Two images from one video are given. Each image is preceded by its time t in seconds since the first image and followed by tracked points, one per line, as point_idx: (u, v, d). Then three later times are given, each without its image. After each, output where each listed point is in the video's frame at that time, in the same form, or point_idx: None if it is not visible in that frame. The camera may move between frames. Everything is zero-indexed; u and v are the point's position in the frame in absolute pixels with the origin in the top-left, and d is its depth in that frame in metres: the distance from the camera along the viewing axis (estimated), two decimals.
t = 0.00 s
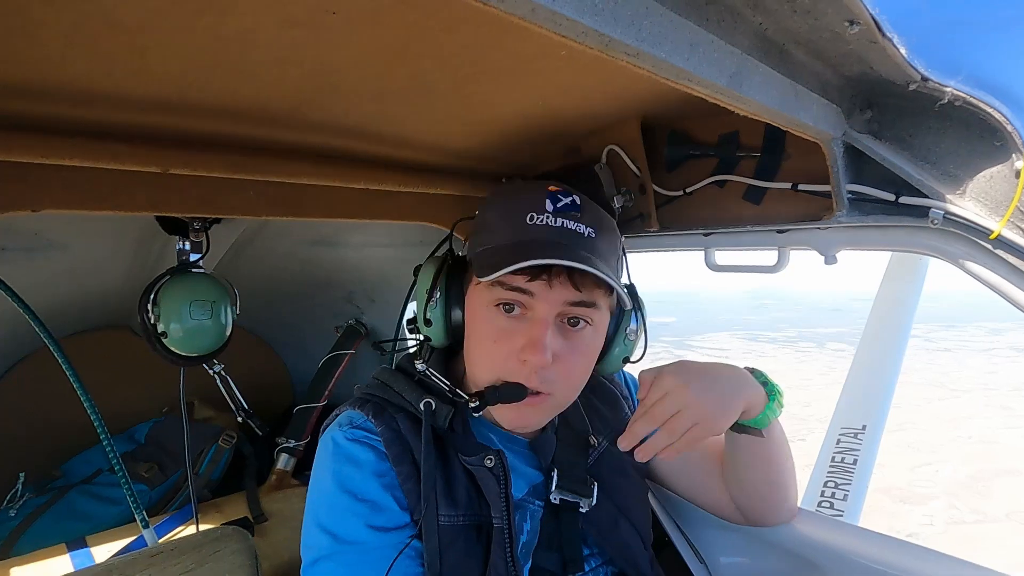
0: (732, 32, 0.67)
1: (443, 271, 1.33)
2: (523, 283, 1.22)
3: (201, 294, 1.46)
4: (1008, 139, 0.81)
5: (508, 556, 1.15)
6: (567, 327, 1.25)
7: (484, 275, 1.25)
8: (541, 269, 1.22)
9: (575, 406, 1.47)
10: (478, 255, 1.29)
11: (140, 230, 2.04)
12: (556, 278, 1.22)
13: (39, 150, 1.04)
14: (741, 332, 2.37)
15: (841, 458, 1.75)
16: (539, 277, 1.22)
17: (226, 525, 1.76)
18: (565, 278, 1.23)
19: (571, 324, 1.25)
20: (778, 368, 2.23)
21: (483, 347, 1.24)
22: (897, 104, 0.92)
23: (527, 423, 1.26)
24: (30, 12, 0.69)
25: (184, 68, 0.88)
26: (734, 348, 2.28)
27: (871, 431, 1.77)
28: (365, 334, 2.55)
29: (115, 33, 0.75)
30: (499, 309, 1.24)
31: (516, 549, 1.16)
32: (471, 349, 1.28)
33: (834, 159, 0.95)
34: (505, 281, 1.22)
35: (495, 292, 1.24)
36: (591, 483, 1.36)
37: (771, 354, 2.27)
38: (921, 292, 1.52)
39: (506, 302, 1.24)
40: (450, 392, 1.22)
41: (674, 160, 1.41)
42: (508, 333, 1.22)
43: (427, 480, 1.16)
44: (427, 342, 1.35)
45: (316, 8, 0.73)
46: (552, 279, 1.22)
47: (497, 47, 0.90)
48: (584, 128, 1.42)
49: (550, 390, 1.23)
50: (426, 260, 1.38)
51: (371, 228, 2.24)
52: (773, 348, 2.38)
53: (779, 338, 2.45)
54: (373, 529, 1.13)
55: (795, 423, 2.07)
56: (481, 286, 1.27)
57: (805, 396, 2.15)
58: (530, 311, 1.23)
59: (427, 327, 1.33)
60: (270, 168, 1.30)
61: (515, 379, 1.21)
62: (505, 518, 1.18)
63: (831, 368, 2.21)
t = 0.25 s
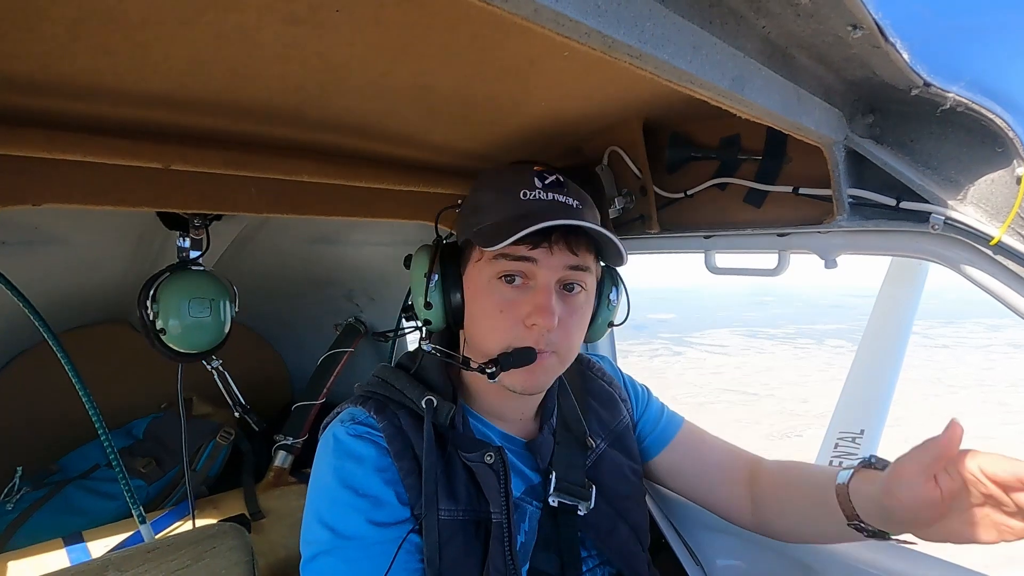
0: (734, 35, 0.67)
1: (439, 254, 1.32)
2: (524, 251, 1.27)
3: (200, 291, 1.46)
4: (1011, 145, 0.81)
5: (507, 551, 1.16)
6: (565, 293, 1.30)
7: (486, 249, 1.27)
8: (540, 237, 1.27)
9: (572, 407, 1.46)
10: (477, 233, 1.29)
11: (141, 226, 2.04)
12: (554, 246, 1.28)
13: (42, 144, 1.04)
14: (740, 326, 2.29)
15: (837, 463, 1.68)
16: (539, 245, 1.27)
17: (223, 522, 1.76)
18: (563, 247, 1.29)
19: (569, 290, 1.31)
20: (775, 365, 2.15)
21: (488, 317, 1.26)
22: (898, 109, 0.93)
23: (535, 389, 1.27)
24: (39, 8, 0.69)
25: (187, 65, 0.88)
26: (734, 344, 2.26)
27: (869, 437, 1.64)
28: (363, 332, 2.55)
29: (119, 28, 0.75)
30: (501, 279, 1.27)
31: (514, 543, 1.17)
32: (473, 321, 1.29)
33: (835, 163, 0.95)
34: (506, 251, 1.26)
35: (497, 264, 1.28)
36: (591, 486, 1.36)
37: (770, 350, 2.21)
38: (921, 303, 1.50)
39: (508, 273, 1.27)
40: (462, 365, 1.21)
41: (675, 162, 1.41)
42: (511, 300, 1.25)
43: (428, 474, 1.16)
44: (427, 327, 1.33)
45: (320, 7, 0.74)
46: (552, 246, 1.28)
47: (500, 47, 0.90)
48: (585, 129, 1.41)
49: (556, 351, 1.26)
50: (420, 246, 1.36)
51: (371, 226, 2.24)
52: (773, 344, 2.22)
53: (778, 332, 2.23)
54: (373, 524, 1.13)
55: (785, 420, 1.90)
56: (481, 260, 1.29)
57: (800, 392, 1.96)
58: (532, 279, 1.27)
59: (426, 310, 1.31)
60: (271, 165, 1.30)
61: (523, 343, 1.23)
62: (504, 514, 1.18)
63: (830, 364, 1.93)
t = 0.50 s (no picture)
0: (736, 37, 0.67)
1: (413, 258, 1.35)
2: (492, 231, 1.30)
3: (201, 288, 1.46)
4: (1012, 150, 0.81)
5: (502, 546, 1.15)
6: (541, 266, 1.31)
7: (455, 236, 1.30)
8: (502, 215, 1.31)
9: (568, 402, 1.46)
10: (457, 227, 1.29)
11: (142, 223, 2.04)
12: (519, 221, 1.32)
13: (45, 140, 1.04)
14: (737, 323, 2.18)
15: (837, 465, 1.68)
16: (504, 223, 1.31)
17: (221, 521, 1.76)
18: (527, 220, 1.33)
19: (542, 262, 1.32)
20: (773, 362, 2.06)
21: (466, 301, 1.27)
22: (900, 111, 0.93)
23: (528, 365, 1.25)
24: (46, 6, 0.70)
25: (191, 63, 0.89)
26: (731, 343, 2.18)
27: (868, 440, 1.64)
28: (363, 331, 2.55)
29: (124, 27, 0.76)
30: (474, 262, 1.29)
31: (510, 538, 1.16)
32: (454, 311, 1.30)
33: (835, 165, 0.95)
34: (475, 235, 1.29)
35: (468, 249, 1.30)
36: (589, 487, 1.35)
37: (766, 349, 2.12)
38: (921, 304, 1.49)
39: (479, 254, 1.29)
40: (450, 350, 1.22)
41: (675, 163, 1.40)
42: (486, 280, 1.26)
43: (424, 470, 1.16)
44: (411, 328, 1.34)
45: (323, 6, 0.74)
46: (516, 221, 1.32)
47: (502, 47, 0.90)
48: (586, 129, 1.41)
49: (539, 322, 1.25)
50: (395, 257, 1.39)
51: (371, 224, 2.23)
52: (770, 343, 2.11)
53: (774, 330, 2.10)
54: (372, 520, 1.13)
55: (781, 418, 1.86)
56: (453, 249, 1.32)
57: (795, 391, 1.90)
58: (504, 256, 1.29)
59: (408, 312, 1.32)
60: (273, 163, 1.30)
61: (505, 318, 1.23)
62: (500, 509, 1.18)
63: (825, 363, 1.83)
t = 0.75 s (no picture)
0: (736, 37, 0.67)
1: (414, 261, 1.32)
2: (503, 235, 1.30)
3: (200, 288, 1.46)
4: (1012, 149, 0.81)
5: (502, 546, 1.15)
6: (548, 270, 1.33)
7: (465, 242, 1.29)
8: (511, 219, 1.31)
9: (568, 404, 1.45)
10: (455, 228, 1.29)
11: (143, 224, 2.04)
12: (528, 224, 1.33)
13: (43, 141, 1.04)
14: (733, 326, 2.31)
15: (837, 464, 1.66)
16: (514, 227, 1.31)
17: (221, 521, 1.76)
18: (536, 225, 1.34)
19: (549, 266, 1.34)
20: (767, 365, 2.15)
21: (476, 306, 1.27)
22: (900, 111, 0.93)
23: (539, 366, 1.27)
24: (41, 5, 0.69)
25: (188, 64, 0.88)
26: (726, 344, 2.28)
27: (869, 439, 1.62)
28: (363, 331, 2.55)
29: (121, 26, 0.76)
30: (485, 266, 1.28)
31: (511, 538, 1.16)
32: (463, 316, 1.30)
33: (835, 165, 0.95)
34: (486, 239, 1.29)
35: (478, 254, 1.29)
36: (589, 487, 1.35)
37: (761, 350, 2.21)
38: (921, 304, 1.50)
39: (490, 259, 1.29)
40: (466, 354, 1.22)
41: (675, 163, 1.41)
42: (498, 284, 1.26)
43: (424, 471, 1.16)
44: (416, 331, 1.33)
45: (321, 6, 0.74)
46: (526, 226, 1.32)
47: (501, 47, 0.90)
48: (586, 129, 1.41)
49: (550, 324, 1.27)
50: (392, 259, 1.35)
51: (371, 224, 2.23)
52: (765, 344, 2.22)
53: (770, 332, 2.22)
54: (371, 523, 1.13)
55: (776, 418, 1.92)
56: (462, 255, 1.31)
57: (791, 392, 1.99)
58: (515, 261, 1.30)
59: (412, 315, 1.31)
60: (272, 164, 1.30)
61: (518, 321, 1.24)
62: (500, 510, 1.18)
63: (821, 364, 1.93)
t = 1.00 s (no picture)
0: (733, 35, 0.67)
1: (423, 256, 1.32)
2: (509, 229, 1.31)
3: (200, 290, 1.46)
4: (1010, 144, 0.81)
5: (507, 545, 1.15)
6: (556, 266, 1.33)
7: (471, 234, 1.31)
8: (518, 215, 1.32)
9: (572, 403, 1.46)
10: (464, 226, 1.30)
11: (142, 226, 2.04)
12: (536, 220, 1.34)
13: (43, 144, 1.04)
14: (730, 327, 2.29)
15: (837, 461, 1.65)
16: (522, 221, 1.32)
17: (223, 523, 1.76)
18: (542, 219, 1.35)
19: (556, 262, 1.34)
20: (763, 365, 2.16)
21: (481, 299, 1.29)
22: (898, 108, 0.92)
23: (541, 362, 1.26)
24: (40, 8, 0.69)
25: (188, 65, 0.89)
26: (723, 345, 2.27)
27: (871, 436, 1.61)
28: (363, 332, 2.55)
29: (120, 28, 0.75)
30: (490, 260, 1.29)
31: (516, 536, 1.16)
32: (467, 308, 1.31)
33: (834, 162, 0.96)
34: (492, 232, 1.30)
35: (483, 246, 1.31)
36: (593, 487, 1.35)
37: (758, 351, 2.22)
38: (921, 303, 1.50)
39: (496, 252, 1.30)
40: (469, 344, 1.22)
41: (675, 161, 1.41)
42: (503, 277, 1.27)
43: (429, 471, 1.16)
44: (422, 325, 1.31)
45: (320, 6, 0.74)
46: (532, 220, 1.34)
47: (500, 46, 0.90)
48: (584, 128, 1.41)
49: (554, 320, 1.27)
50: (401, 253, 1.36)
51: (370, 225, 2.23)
52: (762, 345, 2.22)
53: (766, 333, 2.22)
54: (375, 524, 1.13)
55: (772, 419, 1.94)
56: (468, 248, 1.32)
57: (787, 393, 2.00)
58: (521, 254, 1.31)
59: (418, 309, 1.30)
60: (272, 166, 1.30)
61: (521, 315, 1.24)
62: (505, 509, 1.17)
63: (816, 365, 1.96)
